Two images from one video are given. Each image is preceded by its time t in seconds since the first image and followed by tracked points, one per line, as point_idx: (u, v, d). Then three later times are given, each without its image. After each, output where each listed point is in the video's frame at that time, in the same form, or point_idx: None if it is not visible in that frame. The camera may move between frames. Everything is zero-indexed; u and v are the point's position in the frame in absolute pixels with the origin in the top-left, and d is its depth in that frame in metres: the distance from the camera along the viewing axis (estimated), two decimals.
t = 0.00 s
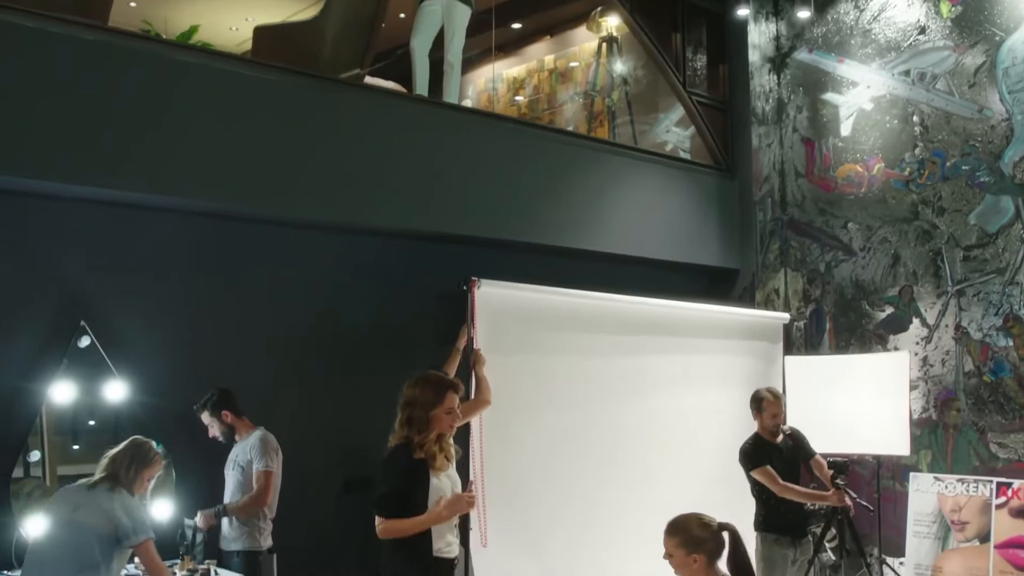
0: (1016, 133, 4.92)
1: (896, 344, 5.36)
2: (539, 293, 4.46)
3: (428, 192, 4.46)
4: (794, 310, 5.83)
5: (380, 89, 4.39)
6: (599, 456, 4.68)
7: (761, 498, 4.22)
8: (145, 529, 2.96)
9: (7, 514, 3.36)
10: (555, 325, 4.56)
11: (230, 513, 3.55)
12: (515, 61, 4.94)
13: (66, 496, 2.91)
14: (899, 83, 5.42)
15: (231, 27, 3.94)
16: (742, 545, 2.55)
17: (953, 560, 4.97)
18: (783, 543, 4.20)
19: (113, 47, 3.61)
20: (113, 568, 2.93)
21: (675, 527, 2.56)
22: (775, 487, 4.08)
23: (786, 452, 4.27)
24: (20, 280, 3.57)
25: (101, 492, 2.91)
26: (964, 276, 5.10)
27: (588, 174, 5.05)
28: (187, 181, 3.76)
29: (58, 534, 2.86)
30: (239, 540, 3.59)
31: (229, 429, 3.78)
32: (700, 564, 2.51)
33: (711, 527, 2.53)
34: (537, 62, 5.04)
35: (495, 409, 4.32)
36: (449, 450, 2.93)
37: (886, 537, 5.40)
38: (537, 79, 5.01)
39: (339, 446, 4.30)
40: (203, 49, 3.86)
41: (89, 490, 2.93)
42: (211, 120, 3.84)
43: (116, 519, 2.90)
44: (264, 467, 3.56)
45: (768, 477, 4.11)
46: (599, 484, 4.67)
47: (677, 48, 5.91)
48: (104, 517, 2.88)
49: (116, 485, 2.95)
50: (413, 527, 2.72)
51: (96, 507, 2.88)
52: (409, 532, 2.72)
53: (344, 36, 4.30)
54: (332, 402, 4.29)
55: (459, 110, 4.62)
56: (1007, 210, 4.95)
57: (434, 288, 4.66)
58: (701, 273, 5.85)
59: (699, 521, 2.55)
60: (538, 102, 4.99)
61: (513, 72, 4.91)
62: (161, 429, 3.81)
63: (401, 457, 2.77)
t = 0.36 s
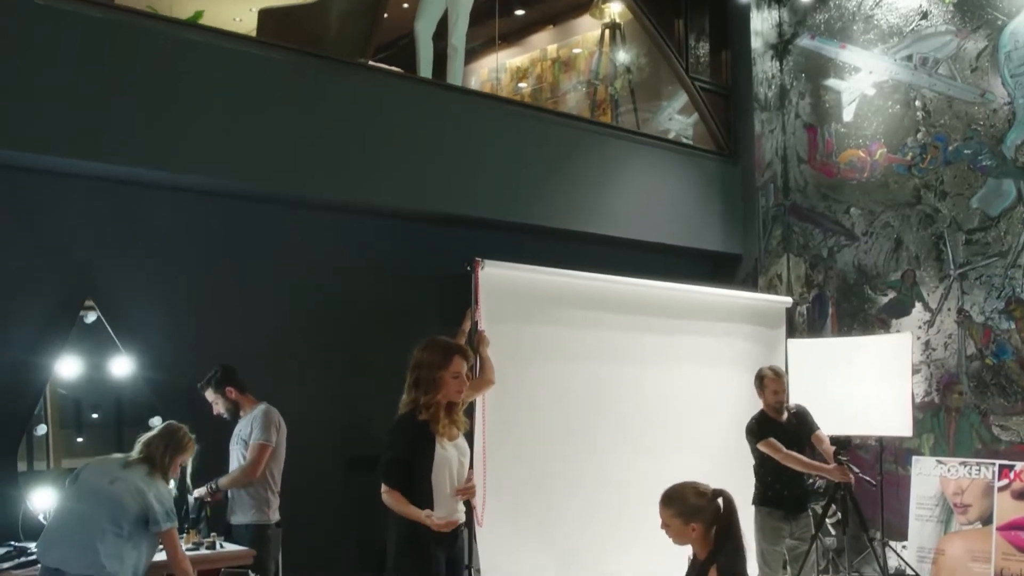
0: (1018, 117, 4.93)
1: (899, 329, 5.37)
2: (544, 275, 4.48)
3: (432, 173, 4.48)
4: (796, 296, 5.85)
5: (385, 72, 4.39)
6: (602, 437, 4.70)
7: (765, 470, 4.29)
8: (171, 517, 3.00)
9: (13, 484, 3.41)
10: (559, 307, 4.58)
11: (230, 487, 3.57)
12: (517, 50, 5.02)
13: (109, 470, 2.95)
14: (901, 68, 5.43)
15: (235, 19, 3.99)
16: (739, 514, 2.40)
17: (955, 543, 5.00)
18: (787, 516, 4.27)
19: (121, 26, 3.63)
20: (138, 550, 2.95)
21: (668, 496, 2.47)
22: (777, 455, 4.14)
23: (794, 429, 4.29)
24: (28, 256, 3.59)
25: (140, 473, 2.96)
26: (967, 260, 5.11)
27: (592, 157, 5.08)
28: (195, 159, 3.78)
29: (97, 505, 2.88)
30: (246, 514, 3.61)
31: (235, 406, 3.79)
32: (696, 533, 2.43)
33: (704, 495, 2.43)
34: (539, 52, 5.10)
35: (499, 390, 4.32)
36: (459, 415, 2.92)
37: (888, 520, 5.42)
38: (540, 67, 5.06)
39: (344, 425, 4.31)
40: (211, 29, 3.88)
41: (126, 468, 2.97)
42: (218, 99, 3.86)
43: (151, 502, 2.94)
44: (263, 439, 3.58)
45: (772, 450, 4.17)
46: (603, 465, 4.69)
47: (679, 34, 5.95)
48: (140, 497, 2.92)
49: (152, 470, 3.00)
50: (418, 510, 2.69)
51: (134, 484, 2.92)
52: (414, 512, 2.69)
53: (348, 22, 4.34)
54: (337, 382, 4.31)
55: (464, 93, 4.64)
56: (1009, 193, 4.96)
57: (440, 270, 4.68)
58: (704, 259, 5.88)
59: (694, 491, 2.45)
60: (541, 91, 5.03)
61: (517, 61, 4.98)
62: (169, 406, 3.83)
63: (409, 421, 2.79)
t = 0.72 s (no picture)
0: (1019, 101, 4.93)
1: (901, 313, 5.38)
2: (543, 256, 4.52)
3: (435, 154, 4.49)
4: (798, 281, 5.87)
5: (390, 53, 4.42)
6: (599, 418, 4.73)
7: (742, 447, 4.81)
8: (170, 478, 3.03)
9: (17, 458, 3.43)
10: (560, 287, 4.61)
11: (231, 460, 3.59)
12: (520, 41, 5.01)
13: (105, 438, 2.97)
14: (902, 54, 5.45)
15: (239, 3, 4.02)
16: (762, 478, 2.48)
17: (957, 526, 5.01)
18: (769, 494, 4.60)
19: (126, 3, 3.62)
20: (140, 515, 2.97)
21: (699, 448, 2.58)
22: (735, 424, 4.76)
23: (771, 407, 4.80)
24: (33, 233, 3.61)
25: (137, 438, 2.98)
26: (969, 244, 5.12)
27: (595, 141, 5.09)
28: (200, 137, 3.79)
29: (96, 475, 2.90)
30: (248, 488, 3.63)
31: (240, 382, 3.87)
32: (713, 483, 2.50)
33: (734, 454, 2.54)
34: (542, 41, 5.10)
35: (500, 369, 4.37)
36: (456, 382, 2.96)
37: (891, 505, 5.43)
38: (542, 58, 5.08)
39: (348, 406, 4.32)
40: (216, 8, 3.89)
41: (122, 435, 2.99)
42: (222, 77, 3.86)
43: (149, 463, 2.96)
44: (264, 413, 3.60)
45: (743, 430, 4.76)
46: (601, 445, 4.71)
47: (680, 21, 5.96)
48: (139, 461, 2.94)
49: (149, 433, 3.02)
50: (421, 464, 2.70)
51: (133, 450, 2.95)
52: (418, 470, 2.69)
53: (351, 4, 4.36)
54: (341, 361, 4.32)
55: (468, 75, 4.66)
56: (1011, 177, 4.97)
57: (442, 251, 4.70)
58: (706, 245, 5.89)
59: (724, 448, 2.57)
60: (543, 80, 5.04)
61: (518, 52, 4.97)
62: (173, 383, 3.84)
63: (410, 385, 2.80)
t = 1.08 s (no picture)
0: (1021, 85, 4.95)
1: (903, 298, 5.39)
2: (546, 238, 4.56)
3: (438, 136, 4.51)
4: (800, 267, 5.88)
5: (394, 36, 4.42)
6: (600, 400, 4.74)
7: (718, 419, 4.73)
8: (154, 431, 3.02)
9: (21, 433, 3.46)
10: (562, 270, 4.64)
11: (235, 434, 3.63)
12: (522, 31, 4.98)
13: (83, 407, 2.97)
14: (904, 40, 5.45)
15: None
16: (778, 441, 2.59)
17: (959, 510, 5.02)
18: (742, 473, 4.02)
19: None
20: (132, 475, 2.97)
21: (717, 404, 2.70)
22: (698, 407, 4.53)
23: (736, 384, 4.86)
24: (39, 210, 3.63)
25: (112, 399, 2.99)
26: (971, 228, 5.13)
27: (597, 126, 5.12)
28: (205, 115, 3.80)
29: (79, 443, 2.90)
30: (253, 463, 3.66)
31: (242, 359, 3.82)
32: (726, 437, 2.63)
33: (750, 415, 2.66)
34: (545, 32, 5.06)
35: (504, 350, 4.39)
36: (462, 354, 2.95)
37: (892, 489, 5.40)
38: (545, 48, 5.05)
39: (351, 385, 4.34)
40: None
41: (100, 401, 3.00)
42: (227, 58, 3.87)
43: (130, 419, 2.96)
44: (270, 389, 3.65)
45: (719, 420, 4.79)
46: (601, 427, 4.73)
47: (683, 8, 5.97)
48: (119, 419, 2.94)
49: (124, 390, 3.07)
50: (430, 427, 2.76)
51: (111, 410, 2.95)
52: (426, 434, 2.75)
53: None
54: (344, 341, 4.33)
55: (471, 59, 4.68)
56: (1012, 161, 4.99)
57: (445, 234, 4.72)
58: (708, 231, 5.92)
59: (741, 408, 2.68)
60: (546, 69, 5.02)
61: (521, 41, 4.95)
62: (177, 361, 3.86)
63: (419, 354, 2.79)
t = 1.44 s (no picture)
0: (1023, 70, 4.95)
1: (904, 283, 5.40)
2: (545, 221, 4.61)
3: (441, 119, 4.52)
4: (802, 253, 5.90)
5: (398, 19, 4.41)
6: (600, 381, 4.83)
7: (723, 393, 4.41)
8: (144, 391, 3.02)
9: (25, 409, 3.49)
10: (561, 253, 4.71)
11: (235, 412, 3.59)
12: (526, 21, 4.96)
13: (71, 379, 2.99)
14: (906, 25, 5.47)
15: None
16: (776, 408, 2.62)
17: (961, 494, 5.03)
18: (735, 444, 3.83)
19: None
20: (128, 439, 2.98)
21: (717, 370, 2.71)
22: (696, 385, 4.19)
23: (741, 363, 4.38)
24: (43, 188, 3.64)
25: (97, 367, 2.99)
26: (973, 213, 5.13)
27: (599, 111, 5.13)
28: (208, 95, 3.81)
29: (70, 414, 2.92)
30: (255, 440, 3.65)
31: (245, 337, 3.80)
32: (725, 404, 2.64)
33: (750, 382, 2.67)
34: (547, 22, 5.06)
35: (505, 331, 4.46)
36: (467, 325, 3.01)
37: (894, 473, 5.40)
38: (547, 38, 5.05)
39: (353, 368, 4.36)
40: None
41: (86, 371, 3.00)
42: (230, 38, 3.88)
43: (117, 383, 2.96)
44: (270, 365, 3.63)
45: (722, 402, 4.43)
46: (602, 408, 4.81)
47: None
48: (105, 386, 2.94)
49: (111, 358, 3.02)
50: (435, 396, 2.77)
51: (96, 378, 2.96)
52: (432, 403, 2.76)
53: None
54: (347, 322, 4.35)
55: (474, 43, 4.68)
56: (1014, 145, 5.00)
57: (447, 217, 4.74)
58: (710, 217, 5.94)
59: (741, 375, 2.69)
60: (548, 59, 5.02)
61: (524, 32, 4.94)
62: (181, 340, 3.87)
63: (430, 323, 2.82)
